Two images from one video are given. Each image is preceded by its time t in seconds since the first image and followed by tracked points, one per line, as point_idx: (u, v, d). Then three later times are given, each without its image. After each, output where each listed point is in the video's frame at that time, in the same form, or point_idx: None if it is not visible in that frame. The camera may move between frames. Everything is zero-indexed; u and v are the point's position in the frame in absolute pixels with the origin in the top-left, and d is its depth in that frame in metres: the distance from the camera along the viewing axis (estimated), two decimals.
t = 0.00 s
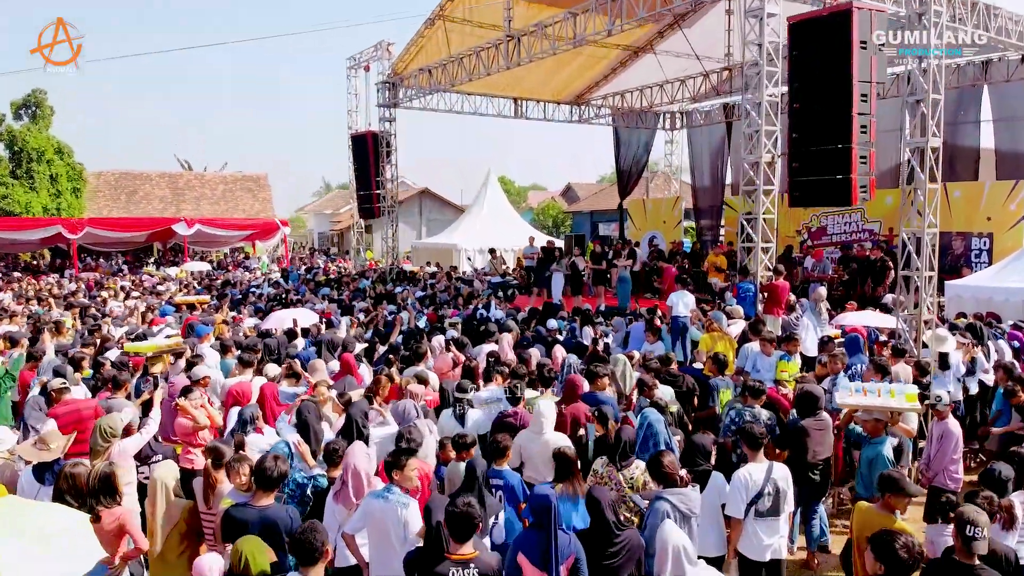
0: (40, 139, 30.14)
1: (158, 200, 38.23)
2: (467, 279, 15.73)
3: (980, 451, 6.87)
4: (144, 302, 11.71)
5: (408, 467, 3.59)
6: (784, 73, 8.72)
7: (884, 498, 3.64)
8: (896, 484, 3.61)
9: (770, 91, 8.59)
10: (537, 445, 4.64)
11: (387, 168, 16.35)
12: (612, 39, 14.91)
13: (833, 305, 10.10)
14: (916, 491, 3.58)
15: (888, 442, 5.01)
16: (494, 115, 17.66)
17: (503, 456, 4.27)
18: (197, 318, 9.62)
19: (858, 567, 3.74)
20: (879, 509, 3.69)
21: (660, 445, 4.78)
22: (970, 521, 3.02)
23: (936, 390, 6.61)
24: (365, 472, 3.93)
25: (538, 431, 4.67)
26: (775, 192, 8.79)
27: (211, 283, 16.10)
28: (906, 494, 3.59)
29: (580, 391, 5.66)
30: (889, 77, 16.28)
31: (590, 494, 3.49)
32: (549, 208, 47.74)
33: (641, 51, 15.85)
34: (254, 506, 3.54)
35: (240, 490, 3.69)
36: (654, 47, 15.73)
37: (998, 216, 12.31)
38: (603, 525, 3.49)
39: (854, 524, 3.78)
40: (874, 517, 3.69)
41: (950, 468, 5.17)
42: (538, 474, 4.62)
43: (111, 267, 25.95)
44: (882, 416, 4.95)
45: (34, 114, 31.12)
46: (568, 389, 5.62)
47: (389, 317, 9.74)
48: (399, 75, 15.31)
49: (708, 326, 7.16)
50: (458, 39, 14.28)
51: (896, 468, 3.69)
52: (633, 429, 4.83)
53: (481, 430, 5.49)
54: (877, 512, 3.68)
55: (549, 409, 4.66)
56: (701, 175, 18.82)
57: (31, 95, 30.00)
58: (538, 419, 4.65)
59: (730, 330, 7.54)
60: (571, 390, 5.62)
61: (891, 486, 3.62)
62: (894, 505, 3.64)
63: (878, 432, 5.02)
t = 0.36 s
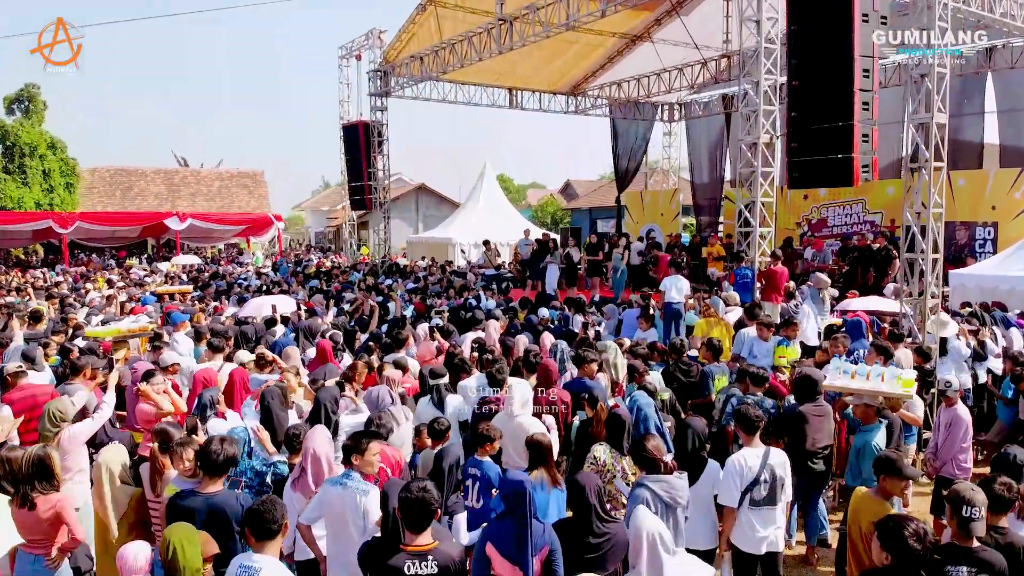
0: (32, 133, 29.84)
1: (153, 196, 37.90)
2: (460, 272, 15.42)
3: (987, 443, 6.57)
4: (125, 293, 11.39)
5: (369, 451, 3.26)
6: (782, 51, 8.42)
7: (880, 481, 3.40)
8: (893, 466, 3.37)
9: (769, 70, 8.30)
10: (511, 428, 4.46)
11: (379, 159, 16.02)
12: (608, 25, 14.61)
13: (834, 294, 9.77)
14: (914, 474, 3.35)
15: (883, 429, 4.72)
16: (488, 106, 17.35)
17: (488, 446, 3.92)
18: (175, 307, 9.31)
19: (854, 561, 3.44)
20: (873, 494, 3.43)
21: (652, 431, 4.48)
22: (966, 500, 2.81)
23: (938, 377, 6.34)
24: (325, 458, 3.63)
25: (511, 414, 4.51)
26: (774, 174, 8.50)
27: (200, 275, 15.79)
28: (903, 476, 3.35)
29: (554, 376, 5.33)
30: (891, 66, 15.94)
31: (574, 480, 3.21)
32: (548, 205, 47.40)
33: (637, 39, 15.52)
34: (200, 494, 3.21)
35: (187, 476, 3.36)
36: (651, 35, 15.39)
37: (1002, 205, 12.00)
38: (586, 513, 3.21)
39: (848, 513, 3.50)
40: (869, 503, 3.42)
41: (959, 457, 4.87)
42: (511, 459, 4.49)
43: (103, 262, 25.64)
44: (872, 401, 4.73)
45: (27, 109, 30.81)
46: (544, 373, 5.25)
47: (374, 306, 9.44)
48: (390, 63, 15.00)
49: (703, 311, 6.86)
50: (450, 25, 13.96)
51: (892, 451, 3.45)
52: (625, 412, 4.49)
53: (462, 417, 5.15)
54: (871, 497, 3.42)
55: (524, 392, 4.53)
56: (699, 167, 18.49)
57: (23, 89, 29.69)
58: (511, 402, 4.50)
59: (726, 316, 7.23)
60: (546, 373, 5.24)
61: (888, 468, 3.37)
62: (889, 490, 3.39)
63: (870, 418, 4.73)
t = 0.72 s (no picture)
0: (25, 129, 29.53)
1: (147, 193, 37.55)
2: (453, 267, 15.12)
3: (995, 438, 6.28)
4: (107, 287, 11.09)
5: (323, 444, 2.96)
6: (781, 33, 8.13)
7: (875, 472, 3.17)
8: (885, 454, 3.16)
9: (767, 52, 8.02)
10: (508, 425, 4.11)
11: (371, 152, 15.69)
12: (604, 15, 14.31)
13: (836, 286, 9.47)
14: (910, 461, 3.13)
15: (875, 425, 4.26)
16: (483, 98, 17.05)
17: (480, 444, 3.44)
18: (154, 300, 9.02)
19: (851, 562, 3.19)
20: (869, 487, 3.20)
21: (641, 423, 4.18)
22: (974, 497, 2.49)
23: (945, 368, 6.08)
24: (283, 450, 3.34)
25: (511, 413, 4.16)
26: (774, 160, 8.23)
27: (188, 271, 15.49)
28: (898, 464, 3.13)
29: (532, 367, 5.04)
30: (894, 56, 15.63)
31: (571, 472, 2.90)
32: (547, 204, 47.08)
33: (634, 29, 15.21)
34: (136, 489, 2.95)
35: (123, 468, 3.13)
36: (648, 25, 15.07)
37: (1008, 197, 11.69)
38: (588, 513, 2.84)
39: (840, 510, 3.26)
40: (863, 496, 3.18)
41: (971, 454, 4.55)
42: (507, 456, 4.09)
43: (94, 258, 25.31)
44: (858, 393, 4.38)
45: (20, 105, 30.56)
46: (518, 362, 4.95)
47: (359, 299, 9.15)
48: (382, 53, 14.70)
49: (699, 300, 6.56)
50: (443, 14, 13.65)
51: (885, 439, 3.25)
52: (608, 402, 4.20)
53: (442, 411, 4.73)
54: (865, 490, 3.19)
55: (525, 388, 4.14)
56: (698, 160, 18.17)
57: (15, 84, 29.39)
58: (512, 399, 4.12)
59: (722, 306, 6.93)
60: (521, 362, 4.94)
61: (881, 457, 3.15)
62: (886, 480, 3.17)
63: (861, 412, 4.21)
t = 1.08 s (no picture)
0: (18, 126, 29.19)
1: (142, 191, 37.19)
2: (447, 264, 14.79)
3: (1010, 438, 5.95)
4: (88, 283, 10.74)
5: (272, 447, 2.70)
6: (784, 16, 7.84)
7: (885, 477, 2.84)
8: (898, 458, 2.81)
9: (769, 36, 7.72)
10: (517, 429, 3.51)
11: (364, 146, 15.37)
12: (603, 5, 13.99)
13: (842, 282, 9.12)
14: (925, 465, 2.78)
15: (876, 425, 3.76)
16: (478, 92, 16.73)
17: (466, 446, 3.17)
18: (132, 295, 8.67)
19: (850, 575, 2.90)
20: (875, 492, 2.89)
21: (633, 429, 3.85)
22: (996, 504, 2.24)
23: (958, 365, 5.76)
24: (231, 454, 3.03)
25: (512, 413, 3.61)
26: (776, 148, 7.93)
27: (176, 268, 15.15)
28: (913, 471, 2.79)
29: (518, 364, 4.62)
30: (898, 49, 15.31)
31: (564, 478, 2.49)
32: (546, 203, 46.75)
33: (632, 21, 14.88)
34: (63, 496, 2.67)
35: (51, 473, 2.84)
36: (647, 17, 14.75)
37: (1016, 190, 11.37)
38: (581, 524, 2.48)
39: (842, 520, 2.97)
40: (868, 504, 2.89)
41: (989, 456, 4.27)
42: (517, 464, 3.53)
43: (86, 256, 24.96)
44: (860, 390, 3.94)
45: (13, 102, 30.24)
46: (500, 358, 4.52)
47: (346, 294, 8.81)
48: (374, 45, 14.40)
49: (697, 294, 6.23)
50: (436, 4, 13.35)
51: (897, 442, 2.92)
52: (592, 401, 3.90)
53: (420, 412, 4.38)
54: (871, 496, 2.91)
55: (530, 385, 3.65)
56: (698, 156, 17.83)
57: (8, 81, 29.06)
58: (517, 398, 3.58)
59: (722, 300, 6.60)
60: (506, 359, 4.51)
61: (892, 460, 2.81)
62: (897, 488, 2.83)
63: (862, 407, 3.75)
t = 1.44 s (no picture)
0: (9, 123, 28.82)
1: (137, 190, 36.81)
2: (440, 261, 14.44)
3: None
4: (67, 280, 10.41)
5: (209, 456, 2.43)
6: None
7: (904, 490, 2.52)
8: (918, 468, 2.51)
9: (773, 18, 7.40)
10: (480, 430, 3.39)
11: (356, 140, 15.00)
12: None
13: (848, 278, 8.77)
14: (953, 480, 2.46)
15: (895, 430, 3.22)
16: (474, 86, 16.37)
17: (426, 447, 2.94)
18: (108, 292, 8.33)
19: None
20: (897, 508, 2.55)
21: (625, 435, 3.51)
22: None
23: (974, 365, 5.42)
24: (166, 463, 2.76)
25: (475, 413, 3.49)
26: (780, 136, 7.61)
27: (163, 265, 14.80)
28: (938, 485, 2.47)
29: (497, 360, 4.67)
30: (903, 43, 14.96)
31: (541, 494, 2.20)
32: (545, 202, 46.47)
33: (631, 14, 14.50)
34: None
35: None
36: (646, 10, 14.37)
37: None
38: (556, 541, 2.17)
39: (857, 542, 2.59)
40: (888, 521, 2.52)
41: (1014, 463, 3.89)
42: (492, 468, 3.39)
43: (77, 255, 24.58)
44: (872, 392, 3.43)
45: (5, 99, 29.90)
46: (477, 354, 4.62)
47: (331, 290, 8.47)
48: (367, 37, 14.08)
49: (697, 289, 5.88)
50: None
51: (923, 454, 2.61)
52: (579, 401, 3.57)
53: (395, 412, 4.12)
54: (890, 511, 2.55)
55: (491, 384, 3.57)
56: (699, 152, 17.47)
57: None
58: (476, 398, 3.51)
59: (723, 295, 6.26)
60: (484, 357, 4.59)
61: (912, 471, 2.51)
62: (921, 503, 2.50)
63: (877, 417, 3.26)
